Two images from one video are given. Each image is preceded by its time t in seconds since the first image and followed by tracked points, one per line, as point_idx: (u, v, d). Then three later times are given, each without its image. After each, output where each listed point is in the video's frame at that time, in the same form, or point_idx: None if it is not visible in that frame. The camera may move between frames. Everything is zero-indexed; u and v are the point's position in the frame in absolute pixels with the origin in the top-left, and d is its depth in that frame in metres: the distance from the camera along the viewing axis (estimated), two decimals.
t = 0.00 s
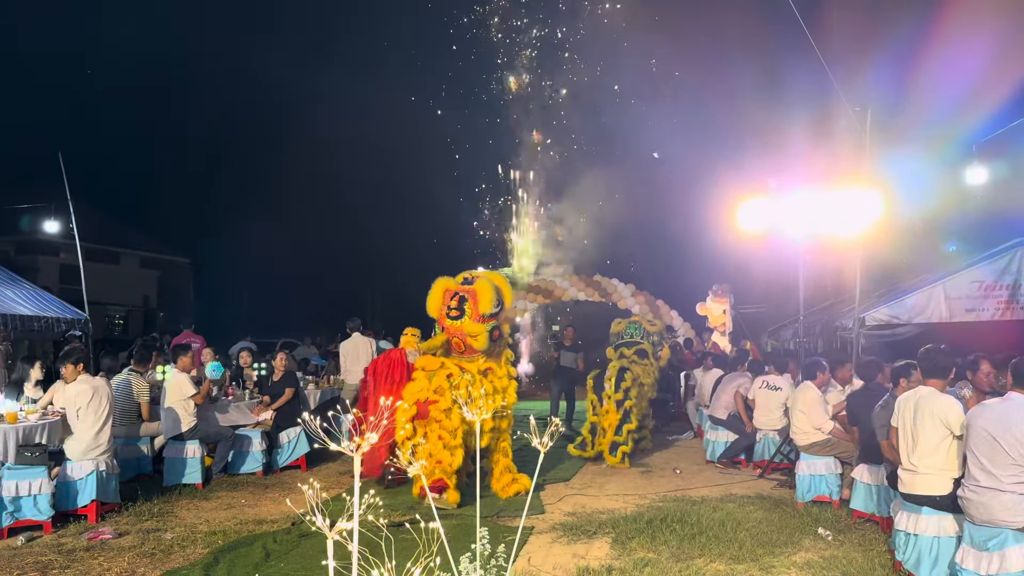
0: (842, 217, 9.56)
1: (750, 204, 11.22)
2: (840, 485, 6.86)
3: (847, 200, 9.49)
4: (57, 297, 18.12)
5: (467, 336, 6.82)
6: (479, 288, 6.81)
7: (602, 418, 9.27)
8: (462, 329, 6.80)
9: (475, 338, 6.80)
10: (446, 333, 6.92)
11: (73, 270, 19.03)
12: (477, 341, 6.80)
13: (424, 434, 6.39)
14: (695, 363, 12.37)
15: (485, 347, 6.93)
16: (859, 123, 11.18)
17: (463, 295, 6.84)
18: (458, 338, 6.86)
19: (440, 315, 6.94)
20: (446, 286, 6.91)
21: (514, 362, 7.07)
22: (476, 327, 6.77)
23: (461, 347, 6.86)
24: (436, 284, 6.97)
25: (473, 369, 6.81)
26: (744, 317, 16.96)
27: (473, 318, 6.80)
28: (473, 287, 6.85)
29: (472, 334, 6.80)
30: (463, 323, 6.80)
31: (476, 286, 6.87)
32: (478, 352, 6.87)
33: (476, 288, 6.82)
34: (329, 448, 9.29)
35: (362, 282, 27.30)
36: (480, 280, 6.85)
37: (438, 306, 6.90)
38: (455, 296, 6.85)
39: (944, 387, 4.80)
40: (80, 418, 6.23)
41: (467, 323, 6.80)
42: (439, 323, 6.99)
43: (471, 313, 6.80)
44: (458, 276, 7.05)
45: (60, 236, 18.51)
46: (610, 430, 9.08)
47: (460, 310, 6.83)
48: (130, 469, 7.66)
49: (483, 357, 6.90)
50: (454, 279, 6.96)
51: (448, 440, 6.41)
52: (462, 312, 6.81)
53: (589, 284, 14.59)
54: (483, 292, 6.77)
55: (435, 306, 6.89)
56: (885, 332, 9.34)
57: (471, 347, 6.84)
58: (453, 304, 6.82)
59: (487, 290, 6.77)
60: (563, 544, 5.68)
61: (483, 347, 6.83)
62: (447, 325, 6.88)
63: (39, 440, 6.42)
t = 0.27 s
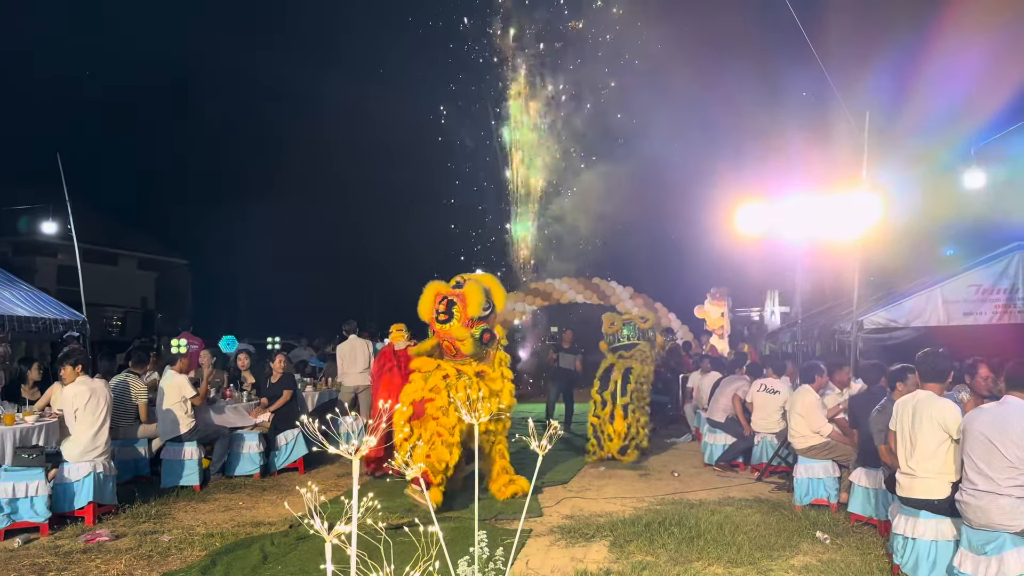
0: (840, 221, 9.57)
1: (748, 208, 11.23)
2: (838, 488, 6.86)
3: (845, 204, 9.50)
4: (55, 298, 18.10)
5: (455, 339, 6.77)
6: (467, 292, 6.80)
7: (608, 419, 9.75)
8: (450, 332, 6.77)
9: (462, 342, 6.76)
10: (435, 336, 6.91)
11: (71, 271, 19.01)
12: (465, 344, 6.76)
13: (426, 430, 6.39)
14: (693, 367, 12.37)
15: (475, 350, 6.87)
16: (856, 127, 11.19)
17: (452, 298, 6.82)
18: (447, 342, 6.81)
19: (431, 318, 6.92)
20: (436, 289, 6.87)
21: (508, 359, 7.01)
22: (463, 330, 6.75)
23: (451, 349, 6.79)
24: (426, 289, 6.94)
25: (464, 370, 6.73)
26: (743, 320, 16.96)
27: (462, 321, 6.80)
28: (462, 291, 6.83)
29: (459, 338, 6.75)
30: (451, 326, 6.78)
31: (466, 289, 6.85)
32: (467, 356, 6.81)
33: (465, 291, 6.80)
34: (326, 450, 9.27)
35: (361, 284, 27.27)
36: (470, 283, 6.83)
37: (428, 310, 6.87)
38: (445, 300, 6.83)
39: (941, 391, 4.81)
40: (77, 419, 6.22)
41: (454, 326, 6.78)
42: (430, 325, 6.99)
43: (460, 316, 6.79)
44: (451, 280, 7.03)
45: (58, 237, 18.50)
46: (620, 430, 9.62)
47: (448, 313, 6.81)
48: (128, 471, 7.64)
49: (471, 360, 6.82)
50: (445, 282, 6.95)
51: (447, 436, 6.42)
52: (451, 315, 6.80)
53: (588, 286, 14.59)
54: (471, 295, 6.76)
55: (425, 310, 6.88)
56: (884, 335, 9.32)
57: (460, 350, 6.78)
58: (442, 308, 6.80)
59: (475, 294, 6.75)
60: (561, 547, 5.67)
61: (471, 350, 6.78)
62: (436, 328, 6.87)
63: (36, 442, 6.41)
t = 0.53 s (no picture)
0: (835, 225, 9.61)
1: (744, 212, 11.26)
2: (833, 492, 6.87)
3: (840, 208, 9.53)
4: (50, 301, 18.03)
5: (448, 337, 6.71)
6: (465, 291, 6.76)
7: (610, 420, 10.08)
8: (444, 329, 6.70)
9: (455, 339, 6.69)
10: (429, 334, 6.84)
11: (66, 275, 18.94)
12: (457, 341, 6.68)
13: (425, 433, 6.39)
14: (689, 370, 12.37)
15: (468, 350, 6.82)
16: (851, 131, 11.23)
17: (450, 297, 6.78)
18: (441, 339, 6.74)
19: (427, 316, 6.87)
20: (436, 288, 6.82)
21: (503, 358, 7.12)
22: (457, 328, 6.68)
23: (443, 349, 6.72)
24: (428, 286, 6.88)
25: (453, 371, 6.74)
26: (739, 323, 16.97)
27: (455, 320, 6.74)
28: (460, 291, 6.80)
29: (450, 336, 6.69)
30: (446, 324, 6.72)
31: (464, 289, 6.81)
32: (459, 355, 6.77)
33: (463, 291, 6.76)
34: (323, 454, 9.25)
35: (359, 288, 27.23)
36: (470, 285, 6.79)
37: (426, 307, 6.82)
38: (442, 299, 6.79)
39: (936, 394, 4.81)
40: (74, 423, 6.20)
41: (448, 324, 6.71)
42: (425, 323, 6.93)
43: (455, 314, 6.75)
44: (452, 282, 6.98)
45: (53, 240, 18.44)
46: (625, 433, 9.94)
47: (444, 312, 6.75)
48: (122, 475, 7.62)
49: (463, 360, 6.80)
50: (445, 282, 6.90)
51: (446, 438, 6.42)
52: (446, 313, 6.74)
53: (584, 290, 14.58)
54: (468, 294, 6.72)
55: (423, 306, 6.83)
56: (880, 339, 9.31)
57: (452, 349, 6.71)
58: (438, 306, 6.75)
59: (472, 294, 6.70)
60: (557, 551, 5.67)
61: (463, 348, 6.71)
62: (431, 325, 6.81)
63: (30, 446, 6.38)
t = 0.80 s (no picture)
0: (827, 230, 9.64)
1: (737, 217, 11.30)
2: (827, 496, 6.88)
3: (833, 213, 9.57)
4: (42, 307, 17.93)
5: (455, 341, 6.72)
6: (467, 297, 6.87)
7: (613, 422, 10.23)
8: (450, 334, 6.71)
9: (464, 342, 6.73)
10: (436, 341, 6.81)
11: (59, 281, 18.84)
12: (465, 344, 6.72)
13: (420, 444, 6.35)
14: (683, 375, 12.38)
15: (476, 353, 6.83)
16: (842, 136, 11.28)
17: (452, 303, 6.84)
18: (448, 345, 6.72)
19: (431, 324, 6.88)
20: (436, 296, 6.90)
21: (512, 362, 7.12)
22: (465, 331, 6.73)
23: (452, 353, 6.70)
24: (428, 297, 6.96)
25: (459, 376, 6.70)
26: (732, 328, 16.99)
27: (462, 324, 6.77)
28: (462, 296, 6.91)
29: (460, 339, 6.71)
30: (452, 328, 6.74)
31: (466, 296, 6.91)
32: (468, 359, 6.76)
33: (465, 297, 6.87)
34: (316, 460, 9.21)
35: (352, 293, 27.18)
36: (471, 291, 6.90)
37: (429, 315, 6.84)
38: (444, 305, 6.83)
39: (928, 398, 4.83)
40: (66, 430, 6.17)
41: (456, 327, 6.74)
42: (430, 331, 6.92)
43: (460, 318, 6.78)
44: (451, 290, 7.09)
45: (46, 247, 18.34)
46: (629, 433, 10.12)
47: (449, 316, 6.79)
48: (115, 483, 7.60)
49: (473, 364, 6.78)
50: (444, 291, 7.00)
51: (445, 449, 6.38)
52: (451, 318, 6.76)
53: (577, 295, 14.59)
54: (471, 298, 6.85)
55: (425, 315, 6.85)
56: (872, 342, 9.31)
57: (460, 353, 6.72)
58: (442, 312, 6.78)
59: (475, 298, 6.84)
60: (551, 557, 5.66)
61: (472, 350, 6.75)
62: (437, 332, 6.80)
63: (21, 454, 6.35)
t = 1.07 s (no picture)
0: (816, 235, 9.69)
1: (727, 222, 11.35)
2: (819, 500, 6.88)
3: (822, 218, 9.62)
4: (32, 316, 17.76)
5: (455, 346, 6.78)
6: (462, 300, 6.90)
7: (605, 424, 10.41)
8: (449, 338, 6.81)
9: (465, 346, 6.76)
10: (436, 347, 6.87)
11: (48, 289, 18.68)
12: (469, 349, 6.74)
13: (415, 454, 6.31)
14: (674, 380, 12.40)
15: (476, 358, 6.86)
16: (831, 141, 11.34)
17: (448, 307, 6.90)
18: (446, 350, 6.81)
19: (427, 331, 6.97)
20: (428, 302, 7.01)
21: (507, 366, 7.04)
22: (464, 334, 6.78)
23: (451, 357, 6.75)
24: (420, 303, 7.03)
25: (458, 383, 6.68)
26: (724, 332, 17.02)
27: (461, 328, 6.83)
28: (456, 301, 6.94)
29: (461, 343, 6.76)
30: (450, 333, 6.83)
31: (460, 299, 6.94)
32: (468, 362, 6.76)
33: (459, 301, 6.90)
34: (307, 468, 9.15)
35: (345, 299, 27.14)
36: (465, 294, 6.95)
37: (423, 322, 6.97)
38: (441, 310, 6.93)
39: (918, 403, 4.85)
40: (55, 440, 6.12)
41: (455, 332, 6.82)
42: (427, 337, 6.95)
43: (458, 323, 6.84)
44: (442, 296, 7.14)
45: (35, 255, 18.18)
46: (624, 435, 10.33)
47: (447, 321, 6.86)
48: (104, 493, 7.53)
49: (472, 368, 6.80)
50: (437, 296, 7.09)
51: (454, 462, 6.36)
52: (450, 323, 6.85)
53: (569, 300, 14.60)
54: (466, 302, 6.87)
55: (420, 321, 6.96)
56: (862, 346, 9.34)
57: (461, 358, 6.74)
58: (440, 317, 6.87)
59: (471, 301, 6.88)
60: (544, 563, 5.65)
61: (474, 355, 6.75)
62: (435, 338, 6.87)
63: (9, 463, 6.29)
